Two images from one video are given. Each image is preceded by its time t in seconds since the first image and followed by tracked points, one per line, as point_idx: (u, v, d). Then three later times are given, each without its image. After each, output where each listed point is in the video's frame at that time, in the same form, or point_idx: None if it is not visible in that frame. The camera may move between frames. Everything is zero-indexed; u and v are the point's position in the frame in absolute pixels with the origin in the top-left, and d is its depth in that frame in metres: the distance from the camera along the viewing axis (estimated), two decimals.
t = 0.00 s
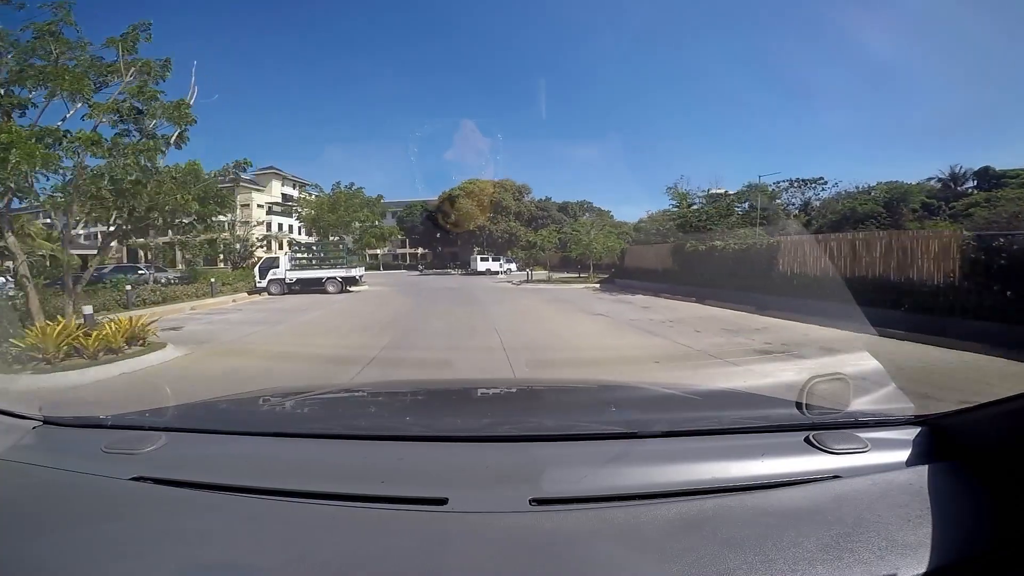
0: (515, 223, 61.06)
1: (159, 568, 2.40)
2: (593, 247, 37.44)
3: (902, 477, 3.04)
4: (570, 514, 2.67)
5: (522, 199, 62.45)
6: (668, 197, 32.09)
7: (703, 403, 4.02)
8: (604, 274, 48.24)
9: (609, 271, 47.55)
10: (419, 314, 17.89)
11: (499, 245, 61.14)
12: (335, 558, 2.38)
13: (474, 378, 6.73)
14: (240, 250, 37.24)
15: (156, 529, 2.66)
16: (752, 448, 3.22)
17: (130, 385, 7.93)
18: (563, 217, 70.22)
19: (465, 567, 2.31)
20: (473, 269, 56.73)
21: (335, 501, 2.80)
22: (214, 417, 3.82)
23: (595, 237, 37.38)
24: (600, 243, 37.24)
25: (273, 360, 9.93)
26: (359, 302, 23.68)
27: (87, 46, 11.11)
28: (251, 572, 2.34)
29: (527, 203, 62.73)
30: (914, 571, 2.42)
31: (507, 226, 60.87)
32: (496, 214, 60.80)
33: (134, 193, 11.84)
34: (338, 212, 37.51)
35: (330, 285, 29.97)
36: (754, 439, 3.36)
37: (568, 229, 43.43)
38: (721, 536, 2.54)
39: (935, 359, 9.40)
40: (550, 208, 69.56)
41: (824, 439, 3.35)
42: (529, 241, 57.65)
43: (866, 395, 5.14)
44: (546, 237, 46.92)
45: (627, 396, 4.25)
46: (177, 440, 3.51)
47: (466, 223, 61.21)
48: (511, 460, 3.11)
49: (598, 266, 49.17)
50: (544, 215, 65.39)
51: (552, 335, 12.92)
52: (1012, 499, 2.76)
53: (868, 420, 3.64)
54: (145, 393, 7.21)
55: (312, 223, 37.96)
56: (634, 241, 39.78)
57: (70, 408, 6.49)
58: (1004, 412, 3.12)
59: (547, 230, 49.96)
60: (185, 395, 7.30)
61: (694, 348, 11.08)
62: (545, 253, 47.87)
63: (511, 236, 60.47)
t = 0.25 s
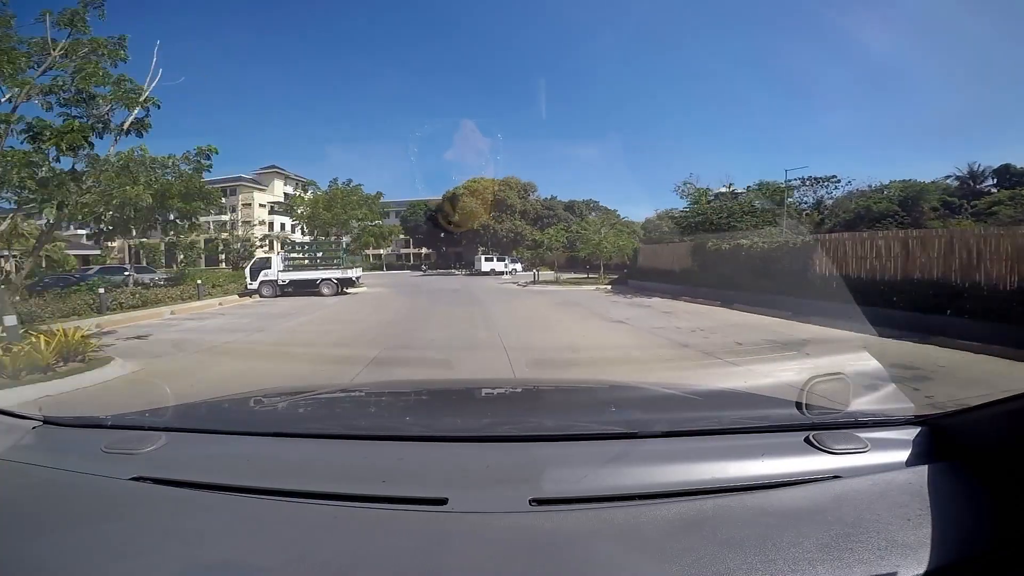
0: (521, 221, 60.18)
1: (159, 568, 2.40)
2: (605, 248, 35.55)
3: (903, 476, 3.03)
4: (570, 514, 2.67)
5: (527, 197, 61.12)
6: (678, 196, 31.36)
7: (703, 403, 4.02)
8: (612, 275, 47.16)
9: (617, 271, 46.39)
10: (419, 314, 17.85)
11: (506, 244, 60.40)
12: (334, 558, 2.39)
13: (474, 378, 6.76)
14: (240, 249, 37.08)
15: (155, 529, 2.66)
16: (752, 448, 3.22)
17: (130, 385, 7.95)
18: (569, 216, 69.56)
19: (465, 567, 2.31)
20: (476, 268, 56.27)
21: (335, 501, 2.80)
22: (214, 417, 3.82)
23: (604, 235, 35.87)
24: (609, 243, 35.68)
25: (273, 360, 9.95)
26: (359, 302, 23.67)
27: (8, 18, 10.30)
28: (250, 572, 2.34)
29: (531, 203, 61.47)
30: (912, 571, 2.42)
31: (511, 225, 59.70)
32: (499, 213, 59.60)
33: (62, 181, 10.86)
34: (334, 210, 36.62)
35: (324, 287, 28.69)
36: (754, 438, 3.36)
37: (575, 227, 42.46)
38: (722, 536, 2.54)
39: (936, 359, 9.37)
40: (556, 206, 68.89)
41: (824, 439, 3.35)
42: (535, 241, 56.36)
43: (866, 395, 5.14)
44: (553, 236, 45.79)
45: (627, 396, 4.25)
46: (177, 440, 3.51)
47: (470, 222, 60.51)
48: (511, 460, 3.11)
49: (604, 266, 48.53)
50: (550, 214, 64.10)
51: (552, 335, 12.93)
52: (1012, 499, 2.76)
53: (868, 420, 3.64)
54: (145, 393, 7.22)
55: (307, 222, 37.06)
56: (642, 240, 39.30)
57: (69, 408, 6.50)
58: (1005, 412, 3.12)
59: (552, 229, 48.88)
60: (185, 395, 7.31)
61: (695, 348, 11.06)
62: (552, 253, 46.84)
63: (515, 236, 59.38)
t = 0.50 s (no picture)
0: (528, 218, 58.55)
1: (159, 567, 2.40)
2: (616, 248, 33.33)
3: (902, 476, 3.03)
4: (570, 514, 2.67)
5: (534, 195, 59.88)
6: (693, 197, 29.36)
7: (703, 404, 4.01)
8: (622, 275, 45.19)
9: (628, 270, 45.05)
10: (420, 314, 17.82)
11: (510, 243, 58.33)
12: (334, 558, 2.39)
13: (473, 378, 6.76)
14: (242, 249, 36.92)
15: (155, 528, 2.66)
16: (752, 448, 3.22)
17: (129, 385, 7.92)
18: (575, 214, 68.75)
19: (464, 568, 2.31)
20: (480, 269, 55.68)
21: (336, 501, 2.80)
22: (213, 416, 3.82)
23: (615, 234, 33.94)
24: (620, 243, 33.80)
25: (273, 360, 9.93)
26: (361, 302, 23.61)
27: None
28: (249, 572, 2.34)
29: (539, 200, 59.56)
30: (913, 571, 2.42)
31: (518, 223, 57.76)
32: (504, 210, 58.04)
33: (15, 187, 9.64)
34: (330, 207, 35.50)
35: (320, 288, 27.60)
36: (754, 438, 3.36)
37: (583, 224, 40.91)
38: (721, 536, 2.54)
39: (938, 359, 9.34)
40: (562, 204, 68.01)
41: (824, 439, 3.35)
42: (541, 240, 54.90)
43: (867, 395, 5.12)
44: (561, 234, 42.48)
45: (625, 396, 4.25)
46: (176, 440, 3.51)
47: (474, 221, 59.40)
48: (510, 460, 3.11)
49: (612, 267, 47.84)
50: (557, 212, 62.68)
51: (553, 335, 12.93)
52: (1012, 499, 2.76)
53: (868, 419, 3.64)
54: (144, 394, 7.20)
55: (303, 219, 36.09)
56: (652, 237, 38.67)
57: (68, 408, 6.48)
58: (1006, 412, 3.12)
59: (560, 226, 47.66)
60: (185, 395, 7.30)
61: (696, 348, 11.04)
62: (560, 252, 45.49)
63: (521, 233, 57.51)
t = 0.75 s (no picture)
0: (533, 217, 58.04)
1: (158, 567, 2.40)
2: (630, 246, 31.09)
3: (902, 476, 3.03)
4: (569, 514, 2.67)
5: (540, 193, 59.27)
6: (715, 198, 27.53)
7: (703, 404, 4.01)
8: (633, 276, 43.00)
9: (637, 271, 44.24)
10: (422, 314, 17.81)
11: (515, 241, 57.76)
12: (333, 557, 2.39)
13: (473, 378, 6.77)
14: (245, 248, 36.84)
15: (155, 528, 2.67)
16: (752, 448, 3.22)
17: (129, 385, 7.92)
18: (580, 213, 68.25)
19: (462, 568, 2.31)
20: (484, 269, 55.44)
21: (336, 501, 2.80)
22: (213, 417, 3.82)
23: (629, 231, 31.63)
24: (635, 240, 31.23)
25: (273, 360, 9.94)
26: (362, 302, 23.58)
27: None
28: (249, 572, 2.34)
29: (545, 198, 59.04)
30: (912, 572, 2.42)
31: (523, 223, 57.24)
32: (511, 208, 57.71)
33: None
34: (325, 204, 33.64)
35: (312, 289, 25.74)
36: (754, 439, 3.36)
37: (590, 222, 40.52)
38: (721, 536, 2.54)
39: (938, 359, 9.33)
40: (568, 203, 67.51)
41: (824, 439, 3.35)
42: (549, 239, 54.81)
43: (867, 395, 5.13)
44: (573, 231, 40.50)
45: (625, 396, 4.25)
46: (176, 440, 3.51)
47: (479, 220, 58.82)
48: (510, 460, 3.11)
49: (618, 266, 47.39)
50: (563, 210, 62.05)
51: (554, 335, 12.94)
52: (1011, 499, 2.76)
53: (868, 420, 3.64)
54: (144, 393, 7.20)
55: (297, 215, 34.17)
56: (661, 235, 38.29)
57: (68, 408, 6.48)
58: (1006, 412, 3.12)
59: (567, 225, 46.93)
60: (185, 395, 7.30)
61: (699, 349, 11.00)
62: (566, 252, 45.09)
63: (528, 231, 57.11)
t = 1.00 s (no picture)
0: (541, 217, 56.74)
1: (157, 567, 2.40)
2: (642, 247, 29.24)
3: (901, 476, 3.03)
4: (569, 514, 2.67)
5: (547, 192, 58.07)
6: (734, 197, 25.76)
7: (703, 404, 4.01)
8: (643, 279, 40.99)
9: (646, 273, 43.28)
10: (423, 315, 17.77)
11: (521, 242, 56.88)
12: (332, 557, 2.39)
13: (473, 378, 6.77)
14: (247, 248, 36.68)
15: (154, 528, 2.67)
16: (751, 448, 3.22)
17: (129, 385, 7.91)
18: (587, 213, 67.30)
19: (461, 568, 2.31)
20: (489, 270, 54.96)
21: (336, 501, 2.80)
22: (213, 416, 3.82)
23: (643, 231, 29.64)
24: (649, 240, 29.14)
25: (274, 360, 9.92)
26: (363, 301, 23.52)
27: None
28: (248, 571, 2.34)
29: (552, 197, 57.99)
30: (911, 572, 2.42)
31: (529, 223, 55.79)
32: (516, 208, 56.47)
33: None
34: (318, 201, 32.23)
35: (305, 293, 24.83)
36: (754, 439, 3.35)
37: (599, 221, 39.85)
38: (721, 536, 2.54)
39: (940, 360, 9.30)
40: (575, 203, 66.64)
41: (824, 439, 3.35)
42: (556, 240, 53.96)
43: (867, 395, 5.12)
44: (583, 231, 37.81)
45: (624, 396, 4.25)
46: (176, 440, 3.51)
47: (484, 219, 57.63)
48: (509, 459, 3.11)
49: (627, 268, 46.65)
50: (570, 211, 61.09)
51: (554, 335, 12.93)
52: (1011, 499, 2.76)
53: (869, 420, 3.63)
54: (144, 393, 7.19)
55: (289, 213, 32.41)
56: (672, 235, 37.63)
57: (67, 408, 6.47)
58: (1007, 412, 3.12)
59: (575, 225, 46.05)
60: (185, 395, 7.30)
61: (702, 349, 10.96)
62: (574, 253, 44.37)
63: (534, 232, 56.16)
